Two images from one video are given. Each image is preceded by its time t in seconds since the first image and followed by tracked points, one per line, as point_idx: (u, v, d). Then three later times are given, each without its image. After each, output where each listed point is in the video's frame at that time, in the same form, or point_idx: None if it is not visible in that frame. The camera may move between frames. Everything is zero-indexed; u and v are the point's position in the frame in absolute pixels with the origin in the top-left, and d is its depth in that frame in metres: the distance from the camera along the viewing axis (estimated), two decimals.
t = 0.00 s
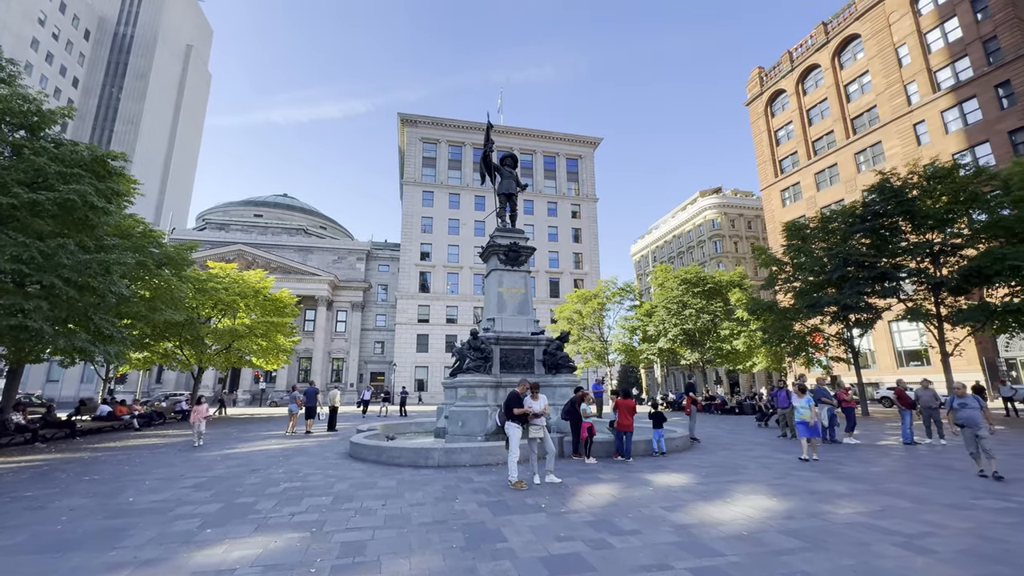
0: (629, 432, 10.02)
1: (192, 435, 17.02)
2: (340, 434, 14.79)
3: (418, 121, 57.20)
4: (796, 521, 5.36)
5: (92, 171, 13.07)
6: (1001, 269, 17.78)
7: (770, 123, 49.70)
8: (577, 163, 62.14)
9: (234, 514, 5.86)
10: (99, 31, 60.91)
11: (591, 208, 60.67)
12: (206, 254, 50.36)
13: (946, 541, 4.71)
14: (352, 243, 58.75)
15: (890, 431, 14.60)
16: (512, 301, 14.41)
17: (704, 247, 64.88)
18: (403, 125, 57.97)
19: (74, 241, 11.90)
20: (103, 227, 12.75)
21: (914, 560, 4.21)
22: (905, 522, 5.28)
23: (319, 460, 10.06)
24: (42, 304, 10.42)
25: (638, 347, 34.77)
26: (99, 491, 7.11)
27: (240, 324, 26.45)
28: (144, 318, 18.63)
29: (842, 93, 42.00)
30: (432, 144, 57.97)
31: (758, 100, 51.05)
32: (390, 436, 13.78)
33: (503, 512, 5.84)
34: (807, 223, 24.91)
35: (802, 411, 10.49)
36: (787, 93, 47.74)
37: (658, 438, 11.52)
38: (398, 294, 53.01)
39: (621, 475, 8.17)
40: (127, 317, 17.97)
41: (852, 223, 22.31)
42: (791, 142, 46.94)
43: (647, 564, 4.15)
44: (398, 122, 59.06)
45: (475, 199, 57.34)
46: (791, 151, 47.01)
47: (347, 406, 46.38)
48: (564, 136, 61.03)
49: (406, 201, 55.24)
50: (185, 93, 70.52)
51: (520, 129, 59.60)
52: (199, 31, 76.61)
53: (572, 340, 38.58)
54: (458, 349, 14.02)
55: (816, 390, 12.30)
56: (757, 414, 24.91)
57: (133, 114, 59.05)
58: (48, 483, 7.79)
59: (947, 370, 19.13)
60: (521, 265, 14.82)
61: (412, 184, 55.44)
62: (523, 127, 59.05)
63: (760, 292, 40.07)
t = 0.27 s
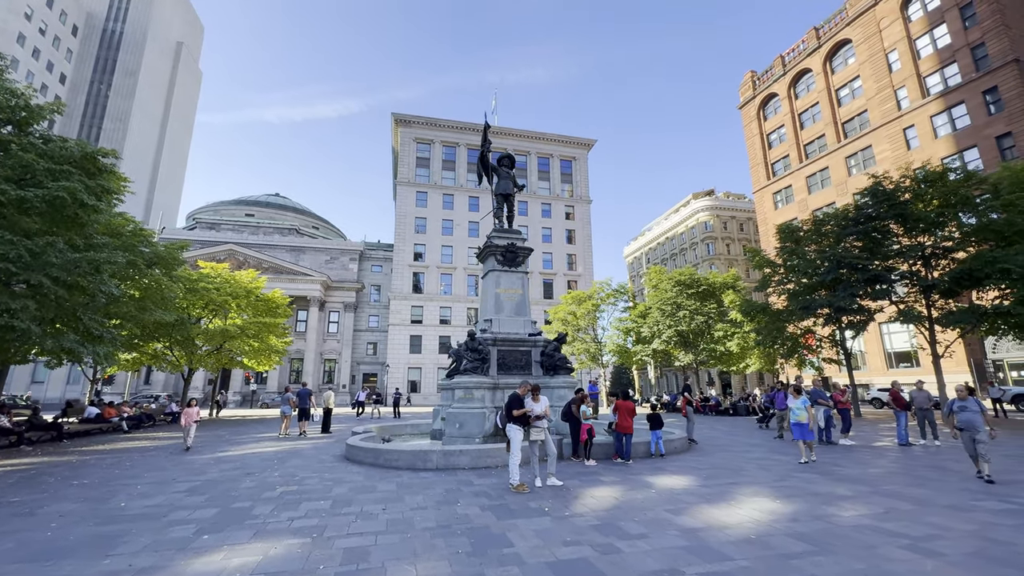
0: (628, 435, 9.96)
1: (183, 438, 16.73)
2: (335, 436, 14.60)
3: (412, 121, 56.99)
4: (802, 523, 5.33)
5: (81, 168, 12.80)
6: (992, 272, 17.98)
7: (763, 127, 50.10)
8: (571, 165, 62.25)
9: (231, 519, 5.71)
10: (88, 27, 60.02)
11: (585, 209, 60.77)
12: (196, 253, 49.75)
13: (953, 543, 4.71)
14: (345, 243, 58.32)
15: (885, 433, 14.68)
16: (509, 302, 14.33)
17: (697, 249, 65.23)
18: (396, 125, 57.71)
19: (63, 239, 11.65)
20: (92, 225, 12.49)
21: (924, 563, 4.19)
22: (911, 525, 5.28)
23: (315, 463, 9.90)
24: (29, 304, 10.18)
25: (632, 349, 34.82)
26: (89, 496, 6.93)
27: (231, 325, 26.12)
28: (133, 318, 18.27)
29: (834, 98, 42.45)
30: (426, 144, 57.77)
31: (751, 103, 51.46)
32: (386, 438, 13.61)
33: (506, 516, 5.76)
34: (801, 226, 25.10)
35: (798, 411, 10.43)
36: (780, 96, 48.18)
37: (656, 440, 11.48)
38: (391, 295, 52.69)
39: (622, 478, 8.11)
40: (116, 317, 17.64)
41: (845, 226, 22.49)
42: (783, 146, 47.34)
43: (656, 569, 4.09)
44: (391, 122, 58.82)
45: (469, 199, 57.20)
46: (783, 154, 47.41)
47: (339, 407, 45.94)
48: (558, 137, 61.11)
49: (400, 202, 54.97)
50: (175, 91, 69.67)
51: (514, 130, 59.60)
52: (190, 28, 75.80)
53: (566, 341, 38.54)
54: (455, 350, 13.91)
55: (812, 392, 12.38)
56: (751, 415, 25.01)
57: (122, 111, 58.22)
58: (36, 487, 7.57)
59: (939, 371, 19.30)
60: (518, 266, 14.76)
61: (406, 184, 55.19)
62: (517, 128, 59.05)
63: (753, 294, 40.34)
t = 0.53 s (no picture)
0: (629, 435, 9.92)
1: (175, 439, 16.48)
2: (331, 437, 14.45)
3: (407, 121, 56.77)
4: (809, 523, 5.32)
5: (73, 164, 12.55)
6: (984, 273, 18.17)
7: (756, 129, 50.43)
8: (566, 165, 62.33)
9: (232, 522, 5.60)
10: (76, 22, 59.12)
11: (580, 210, 60.86)
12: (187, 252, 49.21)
13: (962, 542, 4.71)
14: (338, 243, 57.93)
15: (881, 433, 14.76)
16: (507, 302, 14.27)
17: (690, 250, 65.55)
18: (391, 124, 57.45)
19: (54, 237, 11.43)
20: (84, 222, 12.27)
21: (935, 562, 4.18)
22: (918, 524, 5.28)
23: (313, 464, 9.77)
24: (19, 302, 9.98)
25: (628, 349, 34.91)
26: (83, 499, 6.76)
27: (224, 324, 25.83)
28: (125, 318, 17.98)
29: (826, 100, 42.83)
30: (420, 144, 57.58)
31: (744, 105, 51.78)
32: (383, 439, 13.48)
33: (512, 517, 5.69)
34: (795, 227, 25.32)
35: (796, 410, 10.26)
36: (773, 99, 48.53)
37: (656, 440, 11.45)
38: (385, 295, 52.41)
39: (624, 478, 8.06)
40: (106, 316, 17.35)
41: (840, 227, 22.68)
42: (776, 148, 47.68)
43: (669, 571, 4.03)
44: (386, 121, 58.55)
45: (463, 199, 57.07)
46: (776, 156, 47.74)
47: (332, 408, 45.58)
48: (553, 138, 61.17)
49: (394, 201, 54.71)
50: (166, 88, 68.83)
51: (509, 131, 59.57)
52: (182, 25, 74.97)
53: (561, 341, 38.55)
54: (453, 350, 13.83)
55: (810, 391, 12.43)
56: (746, 415, 25.13)
57: (111, 108, 57.43)
58: (27, 490, 7.38)
59: (931, 371, 19.48)
60: (517, 265, 14.69)
61: (400, 184, 54.96)
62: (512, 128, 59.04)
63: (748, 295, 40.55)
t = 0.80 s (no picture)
0: (632, 434, 9.89)
1: (170, 439, 16.28)
2: (329, 437, 14.32)
3: (403, 119, 56.52)
4: (819, 523, 5.31)
5: (66, 160, 12.35)
6: (978, 274, 18.33)
7: (751, 130, 50.66)
8: (562, 165, 62.33)
9: (235, 524, 5.50)
10: (66, 17, 58.27)
11: (576, 209, 60.89)
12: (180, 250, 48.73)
13: (973, 542, 4.71)
14: (333, 242, 57.59)
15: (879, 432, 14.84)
16: (507, 301, 14.22)
17: (685, 250, 65.78)
18: (387, 122, 57.18)
19: (47, 234, 11.24)
20: (78, 219, 12.09)
21: (948, 561, 4.18)
22: (926, 523, 5.29)
23: (313, 465, 9.66)
24: (12, 300, 9.79)
25: (625, 349, 34.98)
26: (81, 501, 6.63)
27: (219, 323, 25.57)
28: (117, 317, 17.73)
29: (821, 102, 43.10)
30: (416, 142, 57.35)
31: (739, 106, 52.01)
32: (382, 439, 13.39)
33: (520, 518, 5.64)
34: (790, 227, 25.48)
35: (797, 411, 10.29)
36: (768, 100, 48.77)
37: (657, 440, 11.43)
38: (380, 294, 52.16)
39: (629, 478, 8.04)
40: (99, 315, 17.10)
41: (835, 228, 22.81)
42: (771, 148, 47.93)
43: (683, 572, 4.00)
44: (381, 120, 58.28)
45: (459, 198, 56.93)
46: (771, 156, 47.98)
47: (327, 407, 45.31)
48: (549, 137, 61.16)
49: (390, 200, 54.46)
50: (158, 84, 68.05)
51: (505, 130, 59.47)
52: (174, 20, 74.18)
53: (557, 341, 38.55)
54: (453, 350, 13.75)
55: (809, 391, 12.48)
56: (742, 414, 25.22)
57: (102, 104, 56.72)
58: (21, 492, 7.23)
59: (925, 371, 19.63)
60: (517, 264, 14.63)
61: (396, 183, 54.73)
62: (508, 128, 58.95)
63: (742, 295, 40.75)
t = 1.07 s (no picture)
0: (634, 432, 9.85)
1: (167, 437, 16.12)
2: (328, 435, 14.23)
3: (400, 116, 56.24)
4: (828, 520, 5.31)
5: (61, 155, 12.16)
6: (976, 273, 18.43)
7: (748, 128, 50.76)
8: (559, 163, 62.26)
9: (239, 523, 5.43)
10: (58, 11, 57.54)
11: (573, 207, 60.87)
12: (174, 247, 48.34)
13: (984, 540, 4.70)
14: (329, 239, 57.28)
15: (878, 429, 14.89)
16: (508, 298, 14.15)
17: (682, 248, 65.92)
18: (383, 119, 56.88)
19: (41, 229, 11.08)
20: (74, 215, 11.92)
21: (964, 561, 4.16)
22: (936, 521, 5.28)
23: (313, 463, 9.58)
24: (6, 297, 9.63)
25: (622, 347, 35.04)
26: (80, 500, 6.53)
27: (215, 321, 25.37)
28: (113, 314, 17.52)
29: (818, 101, 43.24)
30: (413, 139, 57.10)
31: (736, 105, 52.07)
32: (382, 437, 13.32)
33: (529, 516, 5.60)
34: (788, 226, 25.60)
35: (801, 409, 10.29)
36: (765, 98, 48.88)
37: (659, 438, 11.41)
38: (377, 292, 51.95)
39: (633, 475, 8.01)
40: (93, 312, 16.90)
41: (835, 227, 22.81)
42: (768, 147, 48.05)
43: (697, 570, 3.97)
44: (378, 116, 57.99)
45: (456, 196, 56.76)
46: (767, 155, 48.12)
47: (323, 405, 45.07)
48: (546, 135, 61.08)
49: (386, 197, 54.21)
50: (152, 79, 67.38)
51: (503, 127, 59.31)
52: (168, 15, 73.45)
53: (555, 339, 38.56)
54: (454, 347, 13.70)
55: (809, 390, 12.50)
56: (740, 412, 25.30)
57: (95, 99, 56.07)
58: (17, 492, 7.10)
59: (921, 369, 19.75)
60: (517, 262, 14.55)
61: (392, 180, 54.48)
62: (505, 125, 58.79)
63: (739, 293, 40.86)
